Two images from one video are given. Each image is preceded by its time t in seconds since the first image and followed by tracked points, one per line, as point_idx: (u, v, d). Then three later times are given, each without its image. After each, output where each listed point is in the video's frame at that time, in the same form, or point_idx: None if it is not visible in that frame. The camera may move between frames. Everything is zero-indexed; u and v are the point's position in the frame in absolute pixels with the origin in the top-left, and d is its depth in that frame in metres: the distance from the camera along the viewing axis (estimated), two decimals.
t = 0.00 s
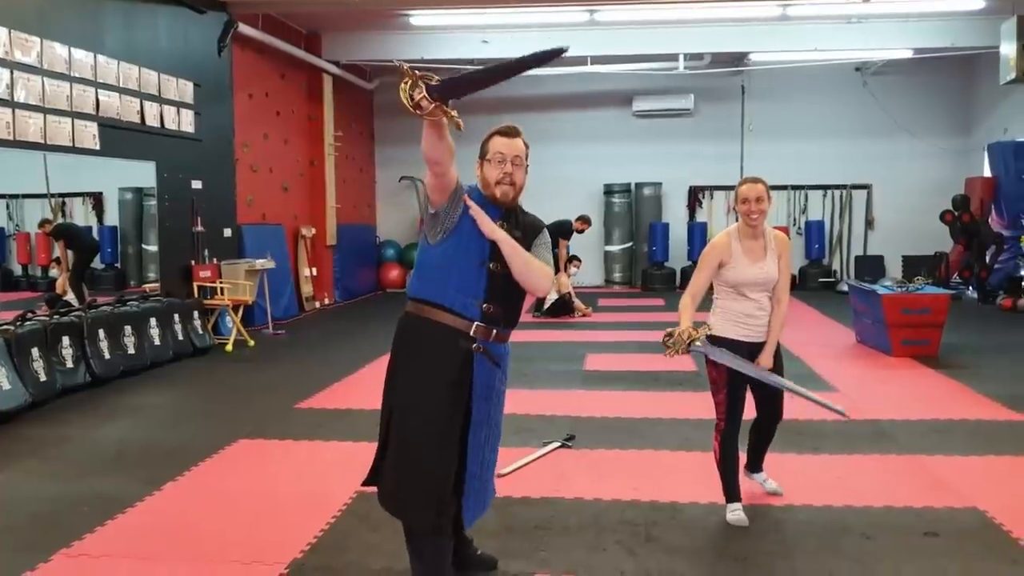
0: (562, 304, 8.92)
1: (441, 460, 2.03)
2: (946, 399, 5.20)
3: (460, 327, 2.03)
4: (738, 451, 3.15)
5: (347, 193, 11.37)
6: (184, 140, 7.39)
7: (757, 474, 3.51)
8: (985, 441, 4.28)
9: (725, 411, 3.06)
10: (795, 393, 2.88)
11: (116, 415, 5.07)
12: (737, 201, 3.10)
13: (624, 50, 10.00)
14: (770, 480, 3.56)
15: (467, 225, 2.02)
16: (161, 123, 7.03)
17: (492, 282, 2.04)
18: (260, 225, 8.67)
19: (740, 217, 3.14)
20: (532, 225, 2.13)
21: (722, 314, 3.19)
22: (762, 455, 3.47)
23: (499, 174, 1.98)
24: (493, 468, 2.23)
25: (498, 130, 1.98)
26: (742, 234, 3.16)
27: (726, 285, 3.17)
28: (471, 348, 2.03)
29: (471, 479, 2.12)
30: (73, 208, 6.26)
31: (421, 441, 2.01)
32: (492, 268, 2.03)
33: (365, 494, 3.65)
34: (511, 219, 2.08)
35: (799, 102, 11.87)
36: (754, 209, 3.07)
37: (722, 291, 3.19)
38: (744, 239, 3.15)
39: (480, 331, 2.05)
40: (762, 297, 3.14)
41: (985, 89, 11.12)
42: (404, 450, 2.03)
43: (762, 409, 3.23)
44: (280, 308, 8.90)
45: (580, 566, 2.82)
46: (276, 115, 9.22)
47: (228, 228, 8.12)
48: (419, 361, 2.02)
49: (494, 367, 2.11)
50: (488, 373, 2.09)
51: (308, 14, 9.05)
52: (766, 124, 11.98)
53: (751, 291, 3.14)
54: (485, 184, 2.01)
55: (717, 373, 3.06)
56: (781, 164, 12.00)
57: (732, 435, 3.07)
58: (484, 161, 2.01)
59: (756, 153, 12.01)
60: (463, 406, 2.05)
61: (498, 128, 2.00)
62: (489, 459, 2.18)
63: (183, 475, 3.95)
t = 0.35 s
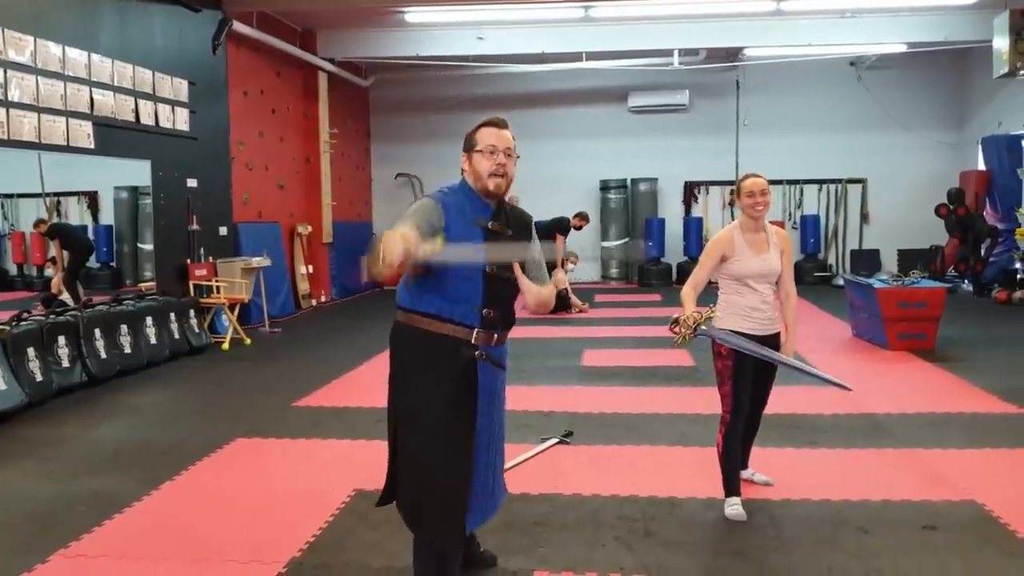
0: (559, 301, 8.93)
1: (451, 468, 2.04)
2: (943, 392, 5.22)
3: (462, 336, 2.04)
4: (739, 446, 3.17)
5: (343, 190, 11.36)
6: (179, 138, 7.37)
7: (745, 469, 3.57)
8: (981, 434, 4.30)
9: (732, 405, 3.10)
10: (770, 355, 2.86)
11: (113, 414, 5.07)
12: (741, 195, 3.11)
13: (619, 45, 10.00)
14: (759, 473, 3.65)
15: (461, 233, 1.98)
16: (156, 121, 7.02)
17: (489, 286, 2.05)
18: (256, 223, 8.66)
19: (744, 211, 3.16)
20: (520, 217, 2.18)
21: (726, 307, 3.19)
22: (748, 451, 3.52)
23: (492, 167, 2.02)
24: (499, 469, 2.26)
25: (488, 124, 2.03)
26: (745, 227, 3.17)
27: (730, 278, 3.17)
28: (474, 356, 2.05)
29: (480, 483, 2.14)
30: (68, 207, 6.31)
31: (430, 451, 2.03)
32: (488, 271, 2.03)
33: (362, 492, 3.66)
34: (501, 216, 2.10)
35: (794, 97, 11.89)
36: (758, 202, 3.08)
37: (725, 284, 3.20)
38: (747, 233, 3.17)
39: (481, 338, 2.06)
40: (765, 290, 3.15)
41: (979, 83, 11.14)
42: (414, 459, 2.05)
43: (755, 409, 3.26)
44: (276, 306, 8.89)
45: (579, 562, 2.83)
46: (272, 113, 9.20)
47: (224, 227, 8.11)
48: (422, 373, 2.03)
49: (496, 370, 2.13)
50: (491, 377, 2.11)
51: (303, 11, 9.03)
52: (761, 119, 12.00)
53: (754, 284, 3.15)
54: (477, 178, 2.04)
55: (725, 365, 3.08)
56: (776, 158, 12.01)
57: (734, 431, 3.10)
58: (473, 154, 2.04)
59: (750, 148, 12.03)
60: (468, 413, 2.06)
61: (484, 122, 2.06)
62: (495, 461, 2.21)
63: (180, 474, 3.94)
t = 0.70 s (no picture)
0: (559, 298, 8.93)
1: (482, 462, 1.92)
2: (943, 387, 5.22)
3: (466, 321, 1.91)
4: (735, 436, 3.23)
5: (342, 188, 11.35)
6: (178, 138, 7.38)
7: (744, 466, 3.57)
8: (981, 429, 4.30)
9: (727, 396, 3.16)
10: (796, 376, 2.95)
11: (114, 414, 5.07)
12: (744, 190, 3.10)
13: (617, 42, 10.00)
14: (759, 469, 3.66)
15: (437, 217, 1.88)
16: (155, 121, 7.02)
17: (482, 264, 1.93)
18: (256, 222, 8.66)
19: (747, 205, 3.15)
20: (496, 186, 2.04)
21: (728, 300, 3.20)
22: (748, 448, 3.53)
23: (462, 137, 1.88)
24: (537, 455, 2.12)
25: (448, 92, 1.89)
26: (749, 221, 3.16)
27: (733, 272, 3.18)
28: (483, 338, 1.92)
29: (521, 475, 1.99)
30: (67, 208, 6.23)
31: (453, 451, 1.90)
32: (477, 248, 1.91)
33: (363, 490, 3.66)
34: (477, 187, 1.97)
35: (792, 92, 11.87)
36: (760, 198, 3.07)
37: (727, 277, 3.20)
38: (751, 228, 3.16)
39: (487, 320, 1.94)
40: (767, 285, 3.16)
41: (977, 78, 11.13)
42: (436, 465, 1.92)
43: (753, 399, 3.31)
44: (276, 305, 8.90)
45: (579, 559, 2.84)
46: (270, 112, 9.19)
47: (223, 226, 8.11)
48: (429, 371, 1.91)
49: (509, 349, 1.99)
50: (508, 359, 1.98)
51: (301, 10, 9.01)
52: (760, 114, 11.98)
53: (756, 279, 3.15)
54: (447, 152, 1.90)
55: (719, 357, 3.15)
56: (775, 153, 12.00)
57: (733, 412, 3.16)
58: (437, 127, 1.90)
59: (749, 143, 12.02)
60: (488, 399, 1.93)
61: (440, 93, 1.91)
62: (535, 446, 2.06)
63: (180, 474, 3.94)
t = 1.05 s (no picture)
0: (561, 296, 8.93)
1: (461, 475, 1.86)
2: (946, 386, 5.21)
3: (442, 331, 1.86)
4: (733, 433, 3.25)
5: (343, 187, 11.36)
6: (180, 138, 7.39)
7: (745, 465, 3.57)
8: (984, 428, 4.30)
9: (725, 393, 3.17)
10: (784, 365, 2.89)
11: (116, 414, 5.08)
12: (740, 189, 3.12)
13: (619, 41, 10.00)
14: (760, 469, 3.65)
15: (418, 223, 1.85)
16: (157, 121, 7.03)
17: (465, 271, 1.86)
18: (258, 221, 8.66)
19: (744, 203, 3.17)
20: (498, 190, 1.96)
21: (726, 296, 3.19)
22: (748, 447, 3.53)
23: (453, 146, 1.83)
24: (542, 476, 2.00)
25: (440, 97, 1.82)
26: (746, 217, 3.18)
27: (730, 268, 3.18)
28: (461, 351, 1.85)
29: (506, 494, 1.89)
30: (70, 207, 6.24)
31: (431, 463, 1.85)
32: (457, 256, 1.85)
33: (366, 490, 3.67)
34: (472, 194, 1.91)
35: (794, 90, 11.85)
36: (756, 195, 3.08)
37: (723, 273, 3.20)
38: (747, 224, 3.18)
39: (466, 331, 1.86)
40: (764, 281, 3.15)
41: (980, 76, 11.11)
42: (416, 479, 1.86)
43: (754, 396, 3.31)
44: (278, 305, 8.90)
45: (581, 558, 2.84)
46: (272, 111, 9.20)
47: (225, 225, 8.11)
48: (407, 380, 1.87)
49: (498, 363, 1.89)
50: (497, 372, 1.89)
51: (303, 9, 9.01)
52: (761, 113, 11.97)
53: (753, 274, 3.15)
54: (438, 160, 1.85)
55: (716, 353, 3.14)
56: (776, 152, 11.99)
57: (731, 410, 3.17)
58: (429, 135, 1.85)
59: (751, 142, 12.01)
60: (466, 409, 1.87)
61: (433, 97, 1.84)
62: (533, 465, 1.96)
63: (183, 474, 3.95)
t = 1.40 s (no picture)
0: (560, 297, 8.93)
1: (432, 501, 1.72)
2: (945, 385, 5.22)
3: (427, 339, 1.73)
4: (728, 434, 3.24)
5: (342, 188, 11.36)
6: (179, 139, 7.39)
7: (745, 465, 3.57)
8: (983, 427, 4.30)
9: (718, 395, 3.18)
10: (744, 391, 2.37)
11: (116, 416, 5.08)
12: (733, 192, 3.12)
13: (617, 41, 10.01)
14: (760, 468, 3.65)
15: (421, 223, 1.73)
16: (156, 123, 7.03)
17: (458, 280, 1.69)
18: (257, 222, 8.66)
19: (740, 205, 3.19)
20: (522, 200, 1.77)
21: (723, 296, 3.18)
22: (747, 447, 3.53)
23: (462, 156, 1.69)
24: (537, 515, 1.80)
25: (457, 101, 1.68)
26: (741, 219, 3.21)
27: (727, 269, 3.19)
28: (441, 365, 1.71)
29: (478, 530, 1.72)
30: (70, 209, 6.22)
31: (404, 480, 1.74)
32: (452, 262, 1.69)
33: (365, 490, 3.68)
34: (487, 204, 1.74)
35: (793, 89, 11.86)
36: (751, 200, 3.09)
37: (721, 274, 3.21)
38: (742, 225, 3.20)
39: (451, 341, 1.70)
40: (762, 280, 3.15)
41: (978, 76, 11.12)
42: (391, 492, 1.77)
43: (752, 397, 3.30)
44: (277, 306, 8.91)
45: (579, 558, 2.85)
46: (270, 112, 9.20)
47: (224, 227, 8.12)
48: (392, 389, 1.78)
49: (482, 378, 1.71)
50: (482, 393, 1.71)
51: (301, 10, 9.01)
52: (760, 112, 11.97)
53: (751, 274, 3.15)
54: (449, 166, 1.73)
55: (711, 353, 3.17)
56: (775, 151, 12.00)
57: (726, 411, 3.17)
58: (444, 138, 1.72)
59: (750, 141, 12.01)
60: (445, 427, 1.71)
61: (455, 98, 1.69)
62: (522, 501, 1.76)
63: (182, 475, 3.95)
